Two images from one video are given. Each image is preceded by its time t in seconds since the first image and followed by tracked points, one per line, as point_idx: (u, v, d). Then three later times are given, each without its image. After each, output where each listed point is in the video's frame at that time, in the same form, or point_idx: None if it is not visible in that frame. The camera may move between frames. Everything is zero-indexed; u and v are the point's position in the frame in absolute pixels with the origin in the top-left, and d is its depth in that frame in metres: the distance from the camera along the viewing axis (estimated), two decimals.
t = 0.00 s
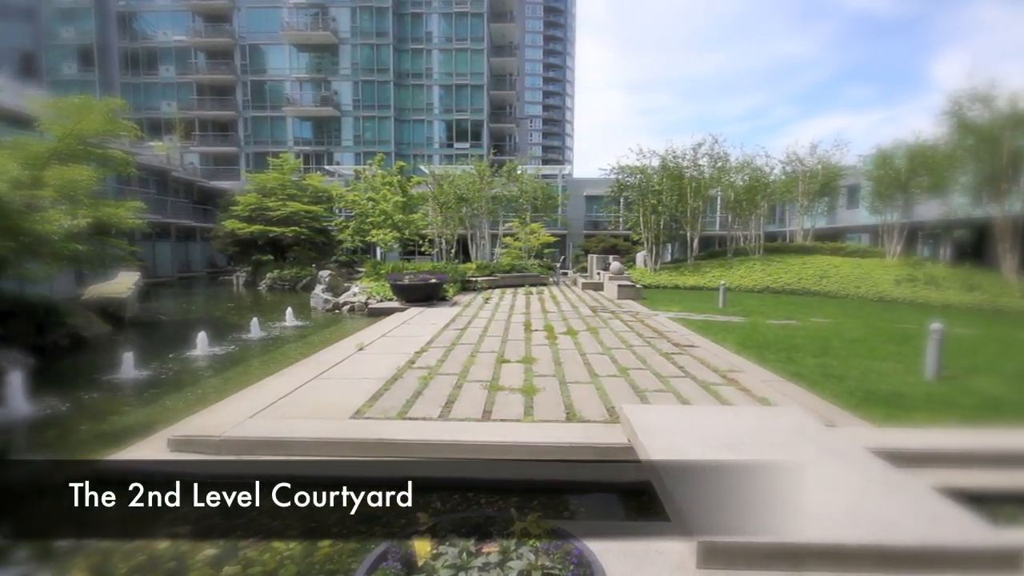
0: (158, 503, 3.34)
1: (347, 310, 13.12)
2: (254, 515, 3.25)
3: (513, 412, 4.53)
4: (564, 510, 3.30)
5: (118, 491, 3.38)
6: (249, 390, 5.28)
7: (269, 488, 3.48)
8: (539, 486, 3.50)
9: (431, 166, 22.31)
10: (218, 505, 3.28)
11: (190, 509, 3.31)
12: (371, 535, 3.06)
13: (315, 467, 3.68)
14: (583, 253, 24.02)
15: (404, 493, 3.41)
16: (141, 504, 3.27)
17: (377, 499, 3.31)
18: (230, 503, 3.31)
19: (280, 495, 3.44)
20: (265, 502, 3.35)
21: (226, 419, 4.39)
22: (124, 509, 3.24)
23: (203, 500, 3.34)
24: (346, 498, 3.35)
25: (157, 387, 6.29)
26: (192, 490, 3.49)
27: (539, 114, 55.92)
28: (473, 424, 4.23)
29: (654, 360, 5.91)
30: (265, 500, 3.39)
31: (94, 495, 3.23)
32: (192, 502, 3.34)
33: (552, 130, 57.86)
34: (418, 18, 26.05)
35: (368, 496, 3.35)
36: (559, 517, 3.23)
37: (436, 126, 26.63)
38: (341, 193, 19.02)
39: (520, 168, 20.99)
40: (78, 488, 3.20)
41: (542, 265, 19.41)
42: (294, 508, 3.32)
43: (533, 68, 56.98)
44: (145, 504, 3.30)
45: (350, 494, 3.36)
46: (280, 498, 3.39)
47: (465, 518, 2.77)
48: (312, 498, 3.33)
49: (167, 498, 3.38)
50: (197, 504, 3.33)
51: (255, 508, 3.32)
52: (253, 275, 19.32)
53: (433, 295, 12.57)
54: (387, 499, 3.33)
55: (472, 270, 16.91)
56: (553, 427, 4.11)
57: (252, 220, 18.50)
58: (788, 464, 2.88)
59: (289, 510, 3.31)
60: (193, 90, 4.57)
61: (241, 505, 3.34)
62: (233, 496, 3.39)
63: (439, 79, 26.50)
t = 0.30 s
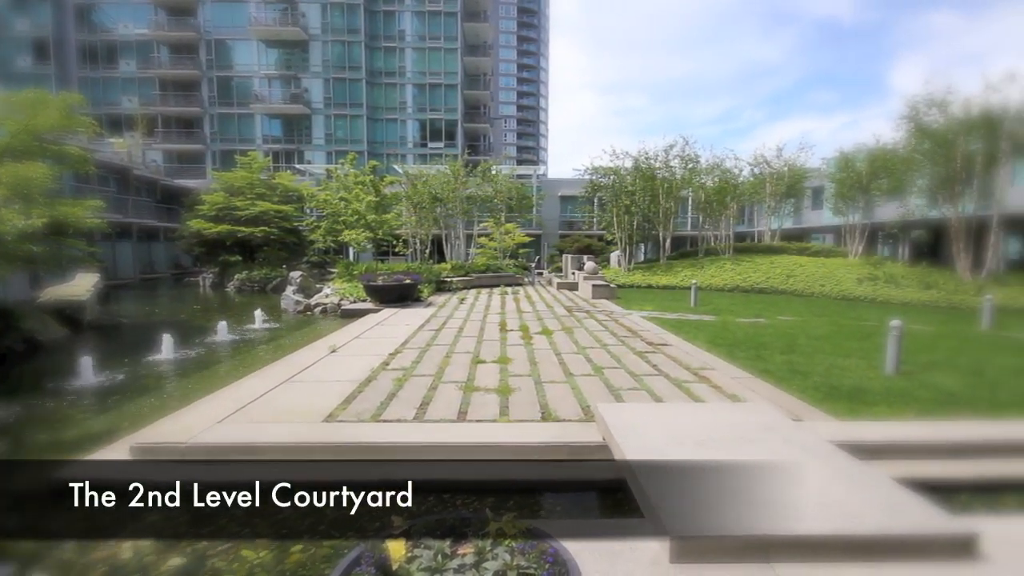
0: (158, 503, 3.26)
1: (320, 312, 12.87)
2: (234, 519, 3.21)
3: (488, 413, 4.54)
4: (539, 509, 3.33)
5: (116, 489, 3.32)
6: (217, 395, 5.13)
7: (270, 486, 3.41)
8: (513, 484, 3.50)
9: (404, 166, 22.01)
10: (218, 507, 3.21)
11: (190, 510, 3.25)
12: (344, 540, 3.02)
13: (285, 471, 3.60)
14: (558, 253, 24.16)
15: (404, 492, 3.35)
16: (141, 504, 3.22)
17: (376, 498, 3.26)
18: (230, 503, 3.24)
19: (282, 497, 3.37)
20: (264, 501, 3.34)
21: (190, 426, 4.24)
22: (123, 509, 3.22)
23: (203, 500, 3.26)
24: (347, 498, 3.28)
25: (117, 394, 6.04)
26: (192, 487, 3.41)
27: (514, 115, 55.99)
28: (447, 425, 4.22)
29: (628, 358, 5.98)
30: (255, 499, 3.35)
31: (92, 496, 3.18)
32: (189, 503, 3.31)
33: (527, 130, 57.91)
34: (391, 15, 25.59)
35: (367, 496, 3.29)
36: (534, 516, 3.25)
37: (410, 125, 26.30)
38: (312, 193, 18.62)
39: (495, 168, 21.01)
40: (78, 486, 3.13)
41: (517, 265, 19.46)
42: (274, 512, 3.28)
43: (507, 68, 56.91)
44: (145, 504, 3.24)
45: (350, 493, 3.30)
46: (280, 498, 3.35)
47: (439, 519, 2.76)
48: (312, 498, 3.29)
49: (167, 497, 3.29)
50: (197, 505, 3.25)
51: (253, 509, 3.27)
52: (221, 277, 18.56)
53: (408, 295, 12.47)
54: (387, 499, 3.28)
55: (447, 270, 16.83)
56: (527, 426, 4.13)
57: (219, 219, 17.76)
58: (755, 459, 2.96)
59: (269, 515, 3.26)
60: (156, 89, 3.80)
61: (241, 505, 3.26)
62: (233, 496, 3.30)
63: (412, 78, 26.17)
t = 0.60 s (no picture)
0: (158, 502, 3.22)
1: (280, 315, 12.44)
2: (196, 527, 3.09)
3: (454, 414, 4.51)
4: (506, 509, 3.34)
5: (117, 488, 3.28)
6: (171, 402, 4.90)
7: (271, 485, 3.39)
8: (480, 485, 3.49)
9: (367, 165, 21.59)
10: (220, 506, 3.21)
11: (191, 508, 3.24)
12: (306, 548, 2.93)
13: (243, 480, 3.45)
14: (524, 253, 24.27)
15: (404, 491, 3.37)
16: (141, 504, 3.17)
17: (376, 499, 3.30)
18: (231, 502, 3.24)
19: (281, 497, 3.36)
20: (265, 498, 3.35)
21: (139, 437, 4.01)
22: (124, 509, 3.18)
23: (204, 500, 3.25)
24: (346, 498, 3.29)
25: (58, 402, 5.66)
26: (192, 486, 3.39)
27: (478, 114, 55.82)
28: (412, 427, 4.16)
29: (593, 357, 6.05)
30: (215, 507, 3.26)
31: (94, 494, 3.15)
32: (154, 511, 3.21)
33: (492, 130, 57.65)
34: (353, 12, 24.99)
35: (367, 496, 3.32)
36: (501, 516, 3.25)
37: (372, 124, 25.78)
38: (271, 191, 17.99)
39: (460, 169, 20.96)
40: (77, 486, 3.13)
41: (483, 265, 19.46)
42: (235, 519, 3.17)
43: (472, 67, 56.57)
44: (145, 504, 3.19)
45: (349, 493, 3.32)
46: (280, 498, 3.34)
47: (403, 524, 2.71)
48: (312, 498, 3.28)
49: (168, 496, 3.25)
50: (198, 505, 3.24)
51: (255, 509, 3.28)
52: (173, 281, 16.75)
53: (372, 296, 12.25)
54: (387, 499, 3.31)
55: (413, 271, 16.66)
56: (494, 426, 4.13)
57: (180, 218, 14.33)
58: (716, 451, 3.05)
59: (230, 526, 3.15)
60: (101, 84, 3.13)
61: (241, 505, 3.27)
62: (233, 496, 3.29)
63: (375, 76, 25.62)
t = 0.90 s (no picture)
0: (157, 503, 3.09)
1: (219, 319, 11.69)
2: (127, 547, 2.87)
3: (405, 417, 4.43)
4: (459, 512, 3.30)
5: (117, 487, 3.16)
6: (97, 413, 4.54)
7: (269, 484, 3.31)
8: (431, 485, 3.44)
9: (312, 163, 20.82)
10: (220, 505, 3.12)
11: (190, 509, 3.12)
12: (249, 563, 2.76)
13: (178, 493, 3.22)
14: (475, 253, 24.23)
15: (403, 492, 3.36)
16: (140, 504, 3.05)
17: (377, 498, 3.29)
18: (231, 502, 3.14)
19: (281, 498, 3.23)
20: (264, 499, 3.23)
21: (57, 452, 3.67)
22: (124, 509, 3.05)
23: (204, 500, 3.15)
24: (346, 498, 3.25)
25: None
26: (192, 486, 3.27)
27: (428, 113, 55.19)
28: (362, 432, 4.05)
29: (545, 356, 6.10)
30: (151, 522, 3.05)
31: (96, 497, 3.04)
32: (79, 530, 2.96)
33: (442, 130, 57.14)
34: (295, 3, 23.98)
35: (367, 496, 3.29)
36: (453, 519, 3.22)
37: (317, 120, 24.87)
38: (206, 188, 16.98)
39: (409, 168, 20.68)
40: (78, 487, 3.03)
41: (434, 265, 19.32)
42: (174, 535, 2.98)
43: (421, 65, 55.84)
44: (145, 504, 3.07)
45: (349, 493, 3.27)
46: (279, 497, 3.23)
47: (350, 534, 2.62)
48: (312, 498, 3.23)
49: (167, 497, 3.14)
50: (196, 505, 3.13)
51: (255, 509, 3.17)
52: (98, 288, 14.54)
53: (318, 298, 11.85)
54: (387, 500, 3.30)
55: (361, 271, 16.31)
56: (447, 428, 4.08)
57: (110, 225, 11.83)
58: (664, 445, 3.14)
59: (166, 541, 2.96)
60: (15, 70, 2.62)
61: (240, 506, 3.16)
62: (233, 496, 3.19)
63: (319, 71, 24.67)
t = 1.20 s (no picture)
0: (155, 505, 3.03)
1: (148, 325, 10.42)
2: (41, 570, 2.58)
3: (352, 422, 4.30)
4: (409, 516, 3.23)
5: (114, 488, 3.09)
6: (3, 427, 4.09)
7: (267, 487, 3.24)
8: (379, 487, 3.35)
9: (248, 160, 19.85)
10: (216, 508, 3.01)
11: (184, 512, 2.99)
12: None
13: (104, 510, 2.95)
14: (422, 254, 23.95)
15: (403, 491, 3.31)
16: (139, 505, 2.99)
17: (376, 498, 3.25)
18: (228, 505, 3.04)
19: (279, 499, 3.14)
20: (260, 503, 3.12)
21: None
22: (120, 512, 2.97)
23: (202, 502, 3.06)
24: (346, 498, 3.22)
25: None
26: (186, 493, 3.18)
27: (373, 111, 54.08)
28: (308, 439, 3.89)
29: (495, 357, 6.10)
30: (68, 544, 2.77)
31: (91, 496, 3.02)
32: None
33: (388, 129, 56.15)
34: None
35: (366, 495, 3.25)
36: (403, 524, 3.14)
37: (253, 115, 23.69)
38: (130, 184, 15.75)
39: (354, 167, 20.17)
40: (77, 485, 2.99)
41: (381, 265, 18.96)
42: (95, 556, 2.72)
43: (365, 61, 54.45)
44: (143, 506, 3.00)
45: (348, 493, 3.23)
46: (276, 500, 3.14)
47: (296, 545, 2.50)
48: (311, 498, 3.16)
49: (166, 499, 3.07)
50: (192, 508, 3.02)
51: (253, 511, 3.06)
52: None
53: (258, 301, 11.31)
54: (386, 498, 3.25)
55: (305, 273, 15.74)
56: (399, 431, 3.99)
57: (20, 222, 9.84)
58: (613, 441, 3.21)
59: (91, 562, 2.67)
60: None
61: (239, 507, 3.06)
62: (231, 497, 3.11)
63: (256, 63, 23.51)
